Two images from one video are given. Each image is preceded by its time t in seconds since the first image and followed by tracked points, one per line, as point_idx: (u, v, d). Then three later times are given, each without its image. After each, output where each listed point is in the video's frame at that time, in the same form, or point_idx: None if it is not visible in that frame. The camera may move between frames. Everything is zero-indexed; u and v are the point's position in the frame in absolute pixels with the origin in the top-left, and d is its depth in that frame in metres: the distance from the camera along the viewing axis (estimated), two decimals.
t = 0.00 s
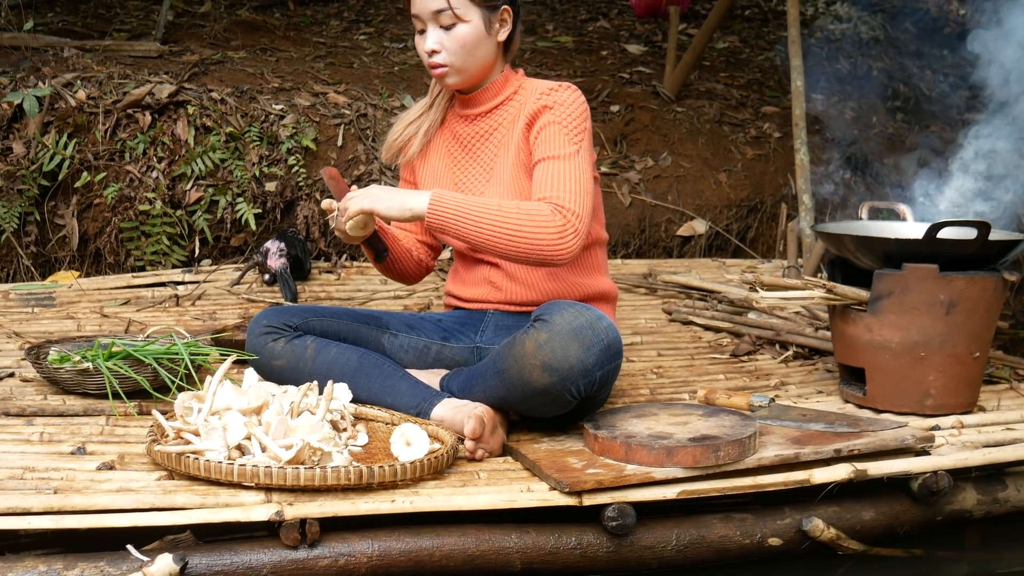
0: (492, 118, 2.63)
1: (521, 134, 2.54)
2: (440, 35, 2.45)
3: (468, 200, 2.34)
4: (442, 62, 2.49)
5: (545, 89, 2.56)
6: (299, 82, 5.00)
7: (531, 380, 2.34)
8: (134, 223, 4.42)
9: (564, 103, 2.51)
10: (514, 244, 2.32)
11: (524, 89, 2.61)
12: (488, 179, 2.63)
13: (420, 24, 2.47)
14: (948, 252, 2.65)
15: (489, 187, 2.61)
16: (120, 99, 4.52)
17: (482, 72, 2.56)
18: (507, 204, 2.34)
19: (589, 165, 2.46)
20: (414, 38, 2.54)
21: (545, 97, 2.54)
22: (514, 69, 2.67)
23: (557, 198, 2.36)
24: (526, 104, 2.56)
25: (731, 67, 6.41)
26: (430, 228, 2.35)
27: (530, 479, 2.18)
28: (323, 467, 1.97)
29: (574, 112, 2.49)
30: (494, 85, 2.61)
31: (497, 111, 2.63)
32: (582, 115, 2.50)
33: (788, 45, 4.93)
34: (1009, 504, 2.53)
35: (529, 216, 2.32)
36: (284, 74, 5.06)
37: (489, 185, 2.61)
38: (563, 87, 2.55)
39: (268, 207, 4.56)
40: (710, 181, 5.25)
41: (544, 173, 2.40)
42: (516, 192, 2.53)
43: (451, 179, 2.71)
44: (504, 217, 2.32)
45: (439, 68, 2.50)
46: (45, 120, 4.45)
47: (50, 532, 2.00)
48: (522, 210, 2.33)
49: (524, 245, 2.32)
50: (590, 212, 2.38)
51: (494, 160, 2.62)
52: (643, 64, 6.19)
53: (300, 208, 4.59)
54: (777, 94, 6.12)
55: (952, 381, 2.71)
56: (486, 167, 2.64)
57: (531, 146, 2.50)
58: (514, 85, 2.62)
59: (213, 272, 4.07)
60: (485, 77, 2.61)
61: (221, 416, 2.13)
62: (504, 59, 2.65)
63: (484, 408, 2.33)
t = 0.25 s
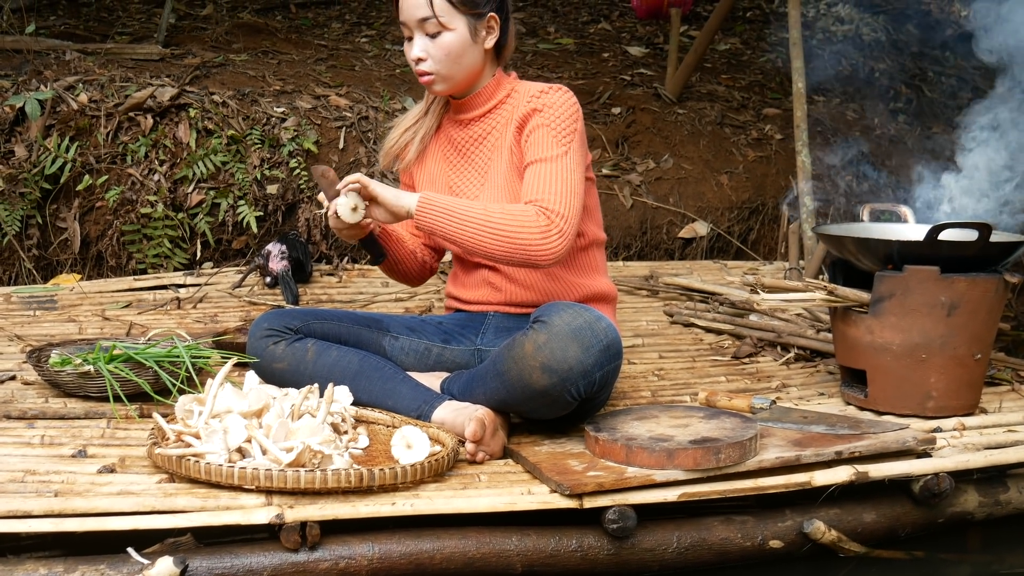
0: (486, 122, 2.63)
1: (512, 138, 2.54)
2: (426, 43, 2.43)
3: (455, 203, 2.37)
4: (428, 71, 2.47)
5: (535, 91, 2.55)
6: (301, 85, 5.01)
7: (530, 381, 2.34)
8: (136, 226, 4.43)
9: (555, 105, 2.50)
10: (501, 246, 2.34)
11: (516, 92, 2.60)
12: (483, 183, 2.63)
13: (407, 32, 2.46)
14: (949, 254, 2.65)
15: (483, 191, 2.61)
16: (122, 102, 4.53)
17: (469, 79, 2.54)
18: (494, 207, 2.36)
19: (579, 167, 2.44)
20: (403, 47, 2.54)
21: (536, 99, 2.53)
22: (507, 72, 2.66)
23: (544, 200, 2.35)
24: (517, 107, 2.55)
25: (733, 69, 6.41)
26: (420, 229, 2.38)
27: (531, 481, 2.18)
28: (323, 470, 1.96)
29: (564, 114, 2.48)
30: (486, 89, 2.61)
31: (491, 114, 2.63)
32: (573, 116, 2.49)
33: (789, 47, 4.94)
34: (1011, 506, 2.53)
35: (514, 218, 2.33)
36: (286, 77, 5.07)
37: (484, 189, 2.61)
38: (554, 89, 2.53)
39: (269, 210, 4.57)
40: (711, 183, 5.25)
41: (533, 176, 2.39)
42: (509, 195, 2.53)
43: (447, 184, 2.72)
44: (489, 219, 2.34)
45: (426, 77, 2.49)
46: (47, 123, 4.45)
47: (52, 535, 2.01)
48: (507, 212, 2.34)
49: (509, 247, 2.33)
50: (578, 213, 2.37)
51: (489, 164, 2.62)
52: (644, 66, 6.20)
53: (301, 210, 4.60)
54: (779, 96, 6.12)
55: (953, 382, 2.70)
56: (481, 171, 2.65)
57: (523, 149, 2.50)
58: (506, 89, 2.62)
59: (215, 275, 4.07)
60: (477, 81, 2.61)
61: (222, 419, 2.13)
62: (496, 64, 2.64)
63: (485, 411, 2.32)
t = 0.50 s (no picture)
0: (483, 124, 2.63)
1: (510, 140, 2.54)
2: (417, 51, 2.42)
3: (457, 206, 2.35)
4: (421, 78, 2.46)
5: (532, 93, 2.55)
6: (302, 87, 5.01)
7: (532, 380, 2.34)
8: (138, 228, 4.43)
9: (552, 106, 2.50)
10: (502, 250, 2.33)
11: (512, 94, 2.61)
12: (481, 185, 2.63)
13: (398, 40, 2.44)
14: (951, 254, 2.65)
15: (482, 193, 2.61)
16: (123, 105, 4.53)
17: (462, 85, 2.53)
18: (496, 211, 2.34)
19: (578, 168, 2.44)
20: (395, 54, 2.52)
21: (532, 101, 2.53)
22: (502, 74, 2.67)
23: (547, 204, 2.34)
24: (514, 109, 2.55)
25: (735, 70, 6.41)
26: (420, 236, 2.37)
27: (532, 483, 2.17)
28: (324, 472, 1.96)
29: (562, 115, 2.47)
30: (482, 92, 2.61)
31: (488, 117, 2.63)
32: (570, 117, 2.49)
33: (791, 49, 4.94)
34: (1013, 507, 2.52)
35: (516, 222, 2.32)
36: (288, 80, 5.07)
37: (482, 191, 2.61)
38: (550, 90, 2.53)
39: (271, 212, 4.57)
40: (713, 184, 5.25)
41: (534, 179, 2.39)
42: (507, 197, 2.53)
43: (446, 187, 2.72)
44: (492, 224, 2.33)
45: (418, 84, 2.47)
46: (49, 126, 4.46)
47: (53, 538, 2.01)
48: (510, 217, 2.33)
49: (511, 251, 2.32)
50: (580, 216, 2.36)
51: (487, 167, 2.62)
52: (646, 67, 6.20)
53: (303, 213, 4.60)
54: (781, 97, 6.12)
55: (956, 383, 2.70)
56: (479, 173, 2.65)
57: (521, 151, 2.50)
58: (502, 91, 2.62)
59: (217, 277, 4.08)
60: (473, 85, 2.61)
61: (222, 421, 2.13)
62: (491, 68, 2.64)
63: (486, 412, 2.32)
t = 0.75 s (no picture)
0: (482, 125, 2.63)
1: (511, 143, 2.53)
2: (417, 52, 2.41)
3: (474, 219, 2.32)
4: (422, 80, 2.45)
5: (533, 95, 2.54)
6: (303, 87, 5.01)
7: (531, 377, 2.33)
8: (139, 229, 4.43)
9: (555, 111, 2.49)
10: (517, 262, 2.34)
11: (512, 95, 2.61)
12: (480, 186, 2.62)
13: (396, 42, 2.43)
14: (952, 252, 2.64)
15: (481, 194, 2.61)
16: (123, 105, 4.53)
17: (463, 85, 2.53)
18: (512, 222, 2.33)
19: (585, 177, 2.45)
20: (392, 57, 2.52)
21: (533, 104, 2.52)
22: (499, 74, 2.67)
23: (560, 216, 2.35)
24: (515, 112, 2.55)
25: (736, 68, 6.40)
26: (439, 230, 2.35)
27: (534, 482, 2.17)
28: (325, 472, 1.96)
29: (566, 121, 2.47)
30: (480, 93, 2.60)
31: (487, 118, 2.62)
32: (573, 122, 2.48)
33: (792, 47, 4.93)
34: (1016, 505, 2.52)
35: (533, 236, 2.31)
36: (288, 79, 5.07)
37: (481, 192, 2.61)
38: (552, 92, 2.53)
39: (272, 212, 4.57)
40: (714, 183, 5.24)
41: (545, 190, 2.39)
42: (510, 200, 2.53)
43: (444, 187, 2.72)
44: (509, 237, 2.32)
45: (419, 86, 2.47)
46: (49, 127, 4.45)
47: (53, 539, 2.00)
48: (527, 231, 2.32)
49: (528, 264, 2.33)
50: (591, 228, 2.38)
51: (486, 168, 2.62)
52: (647, 66, 6.19)
53: (304, 212, 4.60)
54: (782, 96, 6.11)
55: (957, 381, 2.70)
56: (478, 174, 2.65)
57: (525, 156, 2.49)
58: (500, 91, 2.62)
59: (217, 277, 4.08)
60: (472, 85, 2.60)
61: (223, 422, 2.13)
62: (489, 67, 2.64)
63: (487, 412, 2.32)
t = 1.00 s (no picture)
0: (484, 122, 2.63)
1: (514, 139, 2.53)
2: (418, 52, 2.41)
3: (482, 209, 2.30)
4: (423, 79, 2.45)
5: (536, 92, 2.54)
6: (303, 86, 5.00)
7: (534, 377, 2.33)
8: (139, 228, 4.43)
9: (558, 108, 2.50)
10: (521, 256, 2.32)
11: (513, 92, 2.61)
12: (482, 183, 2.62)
13: (396, 43, 2.43)
14: (953, 250, 2.64)
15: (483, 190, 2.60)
16: (123, 104, 4.53)
17: (464, 83, 2.53)
18: (519, 214, 2.32)
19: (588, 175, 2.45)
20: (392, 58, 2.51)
21: (537, 100, 2.52)
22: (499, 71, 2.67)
23: (565, 211, 2.35)
24: (517, 108, 2.55)
25: (736, 67, 6.40)
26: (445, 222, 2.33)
27: (535, 481, 2.17)
28: (326, 471, 1.96)
29: (569, 118, 2.48)
30: (482, 90, 2.60)
31: (489, 115, 2.63)
32: (576, 119, 2.49)
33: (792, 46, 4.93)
34: (1017, 503, 2.52)
35: (539, 230, 2.30)
36: (288, 78, 5.07)
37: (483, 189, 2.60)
38: (555, 89, 2.54)
39: (272, 211, 4.57)
40: (714, 182, 5.24)
41: (549, 186, 2.39)
42: (512, 196, 2.52)
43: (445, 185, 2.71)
44: (516, 228, 2.30)
45: (420, 86, 2.46)
46: (49, 126, 4.45)
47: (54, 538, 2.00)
48: (533, 223, 2.31)
49: (534, 257, 2.31)
50: (595, 225, 2.38)
51: (488, 165, 2.62)
52: (647, 64, 6.19)
53: (304, 211, 4.60)
54: (782, 94, 6.11)
55: (959, 379, 2.69)
56: (479, 171, 2.64)
57: (528, 152, 2.49)
58: (502, 88, 2.62)
59: (218, 276, 4.07)
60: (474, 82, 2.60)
61: (224, 420, 2.12)
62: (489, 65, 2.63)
63: (488, 410, 2.31)
